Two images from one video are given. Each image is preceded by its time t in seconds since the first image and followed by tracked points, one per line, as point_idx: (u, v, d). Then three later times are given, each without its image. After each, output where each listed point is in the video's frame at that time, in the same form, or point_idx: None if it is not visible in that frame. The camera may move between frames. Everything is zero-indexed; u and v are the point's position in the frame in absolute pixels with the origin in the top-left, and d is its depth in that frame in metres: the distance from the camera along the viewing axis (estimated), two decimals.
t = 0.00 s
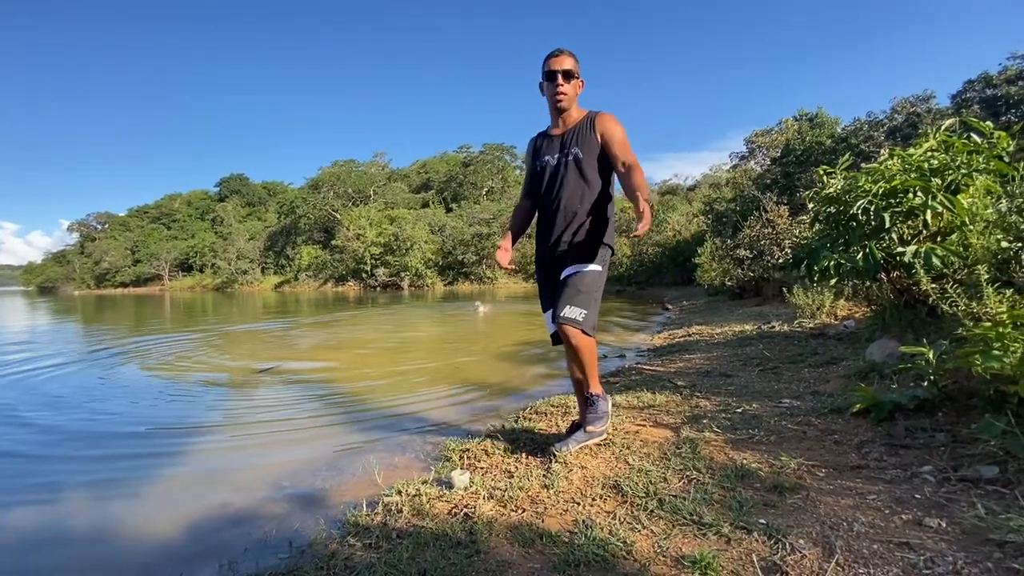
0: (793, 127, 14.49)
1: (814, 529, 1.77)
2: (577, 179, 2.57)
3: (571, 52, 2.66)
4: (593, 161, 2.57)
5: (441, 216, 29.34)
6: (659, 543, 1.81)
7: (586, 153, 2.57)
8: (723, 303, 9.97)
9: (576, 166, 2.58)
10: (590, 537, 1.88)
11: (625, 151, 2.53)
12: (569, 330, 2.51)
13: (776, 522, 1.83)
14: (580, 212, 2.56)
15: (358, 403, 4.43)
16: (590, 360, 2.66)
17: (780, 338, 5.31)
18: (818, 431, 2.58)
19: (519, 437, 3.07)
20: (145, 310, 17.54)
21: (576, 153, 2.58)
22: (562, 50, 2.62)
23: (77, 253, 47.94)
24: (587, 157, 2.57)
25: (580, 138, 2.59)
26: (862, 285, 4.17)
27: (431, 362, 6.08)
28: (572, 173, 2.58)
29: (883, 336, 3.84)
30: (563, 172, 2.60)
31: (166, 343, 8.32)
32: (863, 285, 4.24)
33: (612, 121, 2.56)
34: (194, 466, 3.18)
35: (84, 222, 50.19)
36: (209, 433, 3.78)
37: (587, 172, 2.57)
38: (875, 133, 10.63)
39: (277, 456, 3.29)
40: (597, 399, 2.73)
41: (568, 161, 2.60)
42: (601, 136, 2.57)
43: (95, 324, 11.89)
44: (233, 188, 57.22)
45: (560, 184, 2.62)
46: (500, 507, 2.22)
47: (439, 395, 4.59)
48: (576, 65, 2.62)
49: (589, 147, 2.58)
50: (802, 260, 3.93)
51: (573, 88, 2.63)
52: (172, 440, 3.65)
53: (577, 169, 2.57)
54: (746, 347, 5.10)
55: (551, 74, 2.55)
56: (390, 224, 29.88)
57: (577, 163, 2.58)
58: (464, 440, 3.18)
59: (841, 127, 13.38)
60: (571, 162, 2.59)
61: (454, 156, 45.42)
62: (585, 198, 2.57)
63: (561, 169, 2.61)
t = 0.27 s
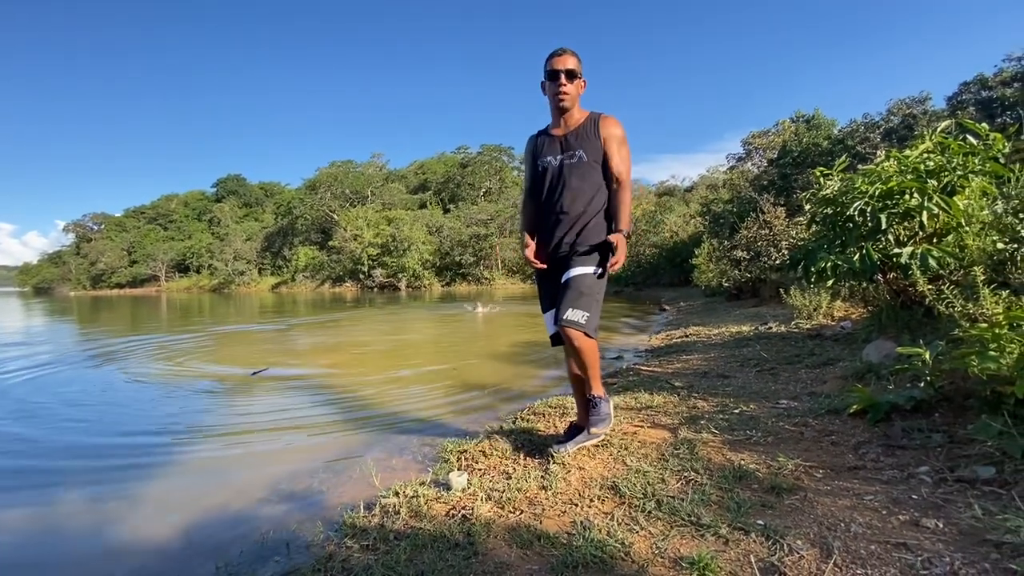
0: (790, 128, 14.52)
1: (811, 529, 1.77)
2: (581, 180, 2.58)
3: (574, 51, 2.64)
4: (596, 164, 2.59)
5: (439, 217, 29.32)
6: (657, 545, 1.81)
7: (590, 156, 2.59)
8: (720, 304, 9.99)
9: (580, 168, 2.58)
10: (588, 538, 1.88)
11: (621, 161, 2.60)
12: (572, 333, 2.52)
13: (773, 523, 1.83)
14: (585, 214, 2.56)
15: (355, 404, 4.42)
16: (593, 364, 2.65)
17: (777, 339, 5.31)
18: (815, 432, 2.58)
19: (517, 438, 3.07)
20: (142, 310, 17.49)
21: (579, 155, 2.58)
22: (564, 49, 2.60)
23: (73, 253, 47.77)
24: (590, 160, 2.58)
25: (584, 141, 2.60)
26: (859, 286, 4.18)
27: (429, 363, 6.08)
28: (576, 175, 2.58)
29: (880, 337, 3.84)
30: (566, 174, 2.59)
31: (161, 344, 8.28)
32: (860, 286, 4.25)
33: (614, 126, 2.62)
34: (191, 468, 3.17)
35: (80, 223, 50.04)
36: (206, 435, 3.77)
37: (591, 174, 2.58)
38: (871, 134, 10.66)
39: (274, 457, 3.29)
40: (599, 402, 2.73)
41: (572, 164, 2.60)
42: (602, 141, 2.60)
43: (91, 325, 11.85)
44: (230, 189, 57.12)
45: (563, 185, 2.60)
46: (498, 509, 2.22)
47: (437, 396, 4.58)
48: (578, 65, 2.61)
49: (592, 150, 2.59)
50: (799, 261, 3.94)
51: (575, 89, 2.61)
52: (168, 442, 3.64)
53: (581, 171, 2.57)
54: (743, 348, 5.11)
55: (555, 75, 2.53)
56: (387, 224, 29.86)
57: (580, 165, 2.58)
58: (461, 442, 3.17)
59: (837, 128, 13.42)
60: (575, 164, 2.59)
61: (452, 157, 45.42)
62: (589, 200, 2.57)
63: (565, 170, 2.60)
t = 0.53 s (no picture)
0: (787, 129, 14.56)
1: (810, 530, 1.77)
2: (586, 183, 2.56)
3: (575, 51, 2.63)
4: (601, 166, 2.57)
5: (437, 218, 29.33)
6: (656, 546, 1.81)
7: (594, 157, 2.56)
8: (718, 305, 10.01)
9: (585, 170, 2.56)
10: (587, 539, 1.88)
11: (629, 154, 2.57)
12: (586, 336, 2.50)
13: (772, 524, 1.83)
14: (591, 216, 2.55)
15: (353, 405, 4.41)
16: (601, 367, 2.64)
17: (775, 340, 5.33)
18: (813, 433, 2.58)
19: (516, 440, 3.07)
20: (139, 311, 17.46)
21: (584, 156, 2.56)
22: (566, 49, 2.59)
23: (70, 254, 47.66)
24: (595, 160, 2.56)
25: (587, 141, 2.57)
26: (856, 287, 4.19)
27: (427, 363, 6.07)
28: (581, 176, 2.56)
29: (877, 338, 3.85)
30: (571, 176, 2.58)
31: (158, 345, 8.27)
32: (857, 287, 4.26)
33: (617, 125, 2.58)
34: (187, 470, 3.15)
35: (77, 223, 49.93)
36: (203, 436, 3.77)
37: (596, 176, 2.56)
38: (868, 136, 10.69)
39: (271, 459, 3.28)
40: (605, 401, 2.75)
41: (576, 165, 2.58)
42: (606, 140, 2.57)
43: (89, 325, 11.83)
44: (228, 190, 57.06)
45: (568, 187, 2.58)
46: (496, 510, 2.22)
47: (435, 397, 4.58)
48: (579, 66, 2.59)
49: (596, 151, 2.57)
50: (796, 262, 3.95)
51: (577, 89, 2.60)
52: (164, 443, 3.63)
53: (585, 173, 2.55)
54: (741, 349, 5.12)
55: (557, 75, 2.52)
56: (385, 225, 29.85)
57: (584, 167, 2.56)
58: (459, 443, 3.17)
59: (835, 130, 13.45)
60: (579, 166, 2.56)
61: (450, 158, 45.43)
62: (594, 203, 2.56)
63: (570, 172, 2.58)
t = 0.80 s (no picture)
0: (786, 131, 14.59)
1: (808, 531, 1.77)
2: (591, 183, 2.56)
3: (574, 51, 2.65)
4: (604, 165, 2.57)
5: (436, 218, 29.34)
6: (655, 546, 1.81)
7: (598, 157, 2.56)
8: (716, 306, 10.02)
9: (588, 170, 2.57)
10: (586, 540, 1.88)
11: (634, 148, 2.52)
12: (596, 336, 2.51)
13: (770, 525, 1.83)
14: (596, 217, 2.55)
15: (352, 406, 4.41)
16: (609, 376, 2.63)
17: (773, 341, 5.34)
18: (811, 433, 2.59)
19: (515, 441, 3.07)
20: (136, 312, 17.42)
21: (587, 157, 2.56)
22: (566, 49, 2.60)
23: (67, 254, 47.55)
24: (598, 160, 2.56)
25: (589, 141, 2.58)
26: (854, 288, 4.20)
27: (425, 364, 6.07)
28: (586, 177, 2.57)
29: (876, 339, 3.85)
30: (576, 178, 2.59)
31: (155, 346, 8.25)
32: (855, 288, 4.27)
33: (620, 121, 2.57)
34: (185, 471, 3.15)
35: (74, 223, 49.81)
36: (201, 437, 3.76)
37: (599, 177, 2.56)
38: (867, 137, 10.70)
39: (269, 460, 3.27)
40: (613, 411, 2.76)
41: (580, 166, 2.58)
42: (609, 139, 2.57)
43: (86, 326, 11.80)
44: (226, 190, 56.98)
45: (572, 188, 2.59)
46: (495, 511, 2.22)
47: (434, 398, 4.58)
48: (579, 66, 2.61)
49: (599, 151, 2.57)
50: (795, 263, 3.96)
51: (578, 89, 2.62)
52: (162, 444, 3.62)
53: (590, 173, 2.56)
54: (740, 350, 5.13)
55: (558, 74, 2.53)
56: (384, 226, 29.83)
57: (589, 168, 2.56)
58: (459, 444, 3.17)
59: (832, 131, 13.49)
60: (583, 167, 2.57)
61: (449, 158, 45.44)
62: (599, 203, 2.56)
63: (573, 172, 2.59)
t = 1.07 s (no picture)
0: (784, 132, 14.62)
1: (807, 531, 1.78)
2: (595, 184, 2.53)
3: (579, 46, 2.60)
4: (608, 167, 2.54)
5: (435, 219, 29.35)
6: (654, 547, 1.81)
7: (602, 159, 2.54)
8: (715, 307, 10.04)
9: (592, 173, 2.55)
10: (585, 541, 1.88)
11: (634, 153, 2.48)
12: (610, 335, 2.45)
13: (770, 525, 1.84)
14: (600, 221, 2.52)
15: (351, 407, 4.41)
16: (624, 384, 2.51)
17: (772, 341, 5.34)
18: (811, 434, 2.59)
19: (515, 441, 3.07)
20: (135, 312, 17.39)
21: (590, 159, 2.55)
22: (570, 45, 2.56)
23: (65, 255, 47.45)
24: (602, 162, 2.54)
25: (594, 143, 2.56)
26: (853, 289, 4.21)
27: (425, 365, 6.07)
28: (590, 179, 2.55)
29: (875, 340, 3.90)
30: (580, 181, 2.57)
31: (153, 347, 8.24)
32: (854, 289, 4.27)
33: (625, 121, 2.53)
34: (184, 472, 3.15)
35: (72, 224, 49.75)
36: (200, 438, 3.76)
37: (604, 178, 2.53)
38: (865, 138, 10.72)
39: (267, 461, 3.27)
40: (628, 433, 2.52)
41: (584, 169, 2.57)
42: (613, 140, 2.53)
43: (84, 327, 11.78)
44: (224, 191, 57.01)
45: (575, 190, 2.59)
46: (494, 512, 2.22)
47: (433, 399, 4.58)
48: (584, 60, 2.56)
49: (603, 153, 2.54)
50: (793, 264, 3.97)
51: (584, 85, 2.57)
52: (162, 445, 3.62)
53: (594, 176, 2.54)
54: (739, 350, 5.14)
55: (562, 69, 2.48)
56: (383, 227, 29.84)
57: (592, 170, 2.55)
58: (458, 444, 3.17)
59: (831, 132, 13.51)
60: (588, 169, 2.56)
61: (448, 159, 45.49)
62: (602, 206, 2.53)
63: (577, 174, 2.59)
